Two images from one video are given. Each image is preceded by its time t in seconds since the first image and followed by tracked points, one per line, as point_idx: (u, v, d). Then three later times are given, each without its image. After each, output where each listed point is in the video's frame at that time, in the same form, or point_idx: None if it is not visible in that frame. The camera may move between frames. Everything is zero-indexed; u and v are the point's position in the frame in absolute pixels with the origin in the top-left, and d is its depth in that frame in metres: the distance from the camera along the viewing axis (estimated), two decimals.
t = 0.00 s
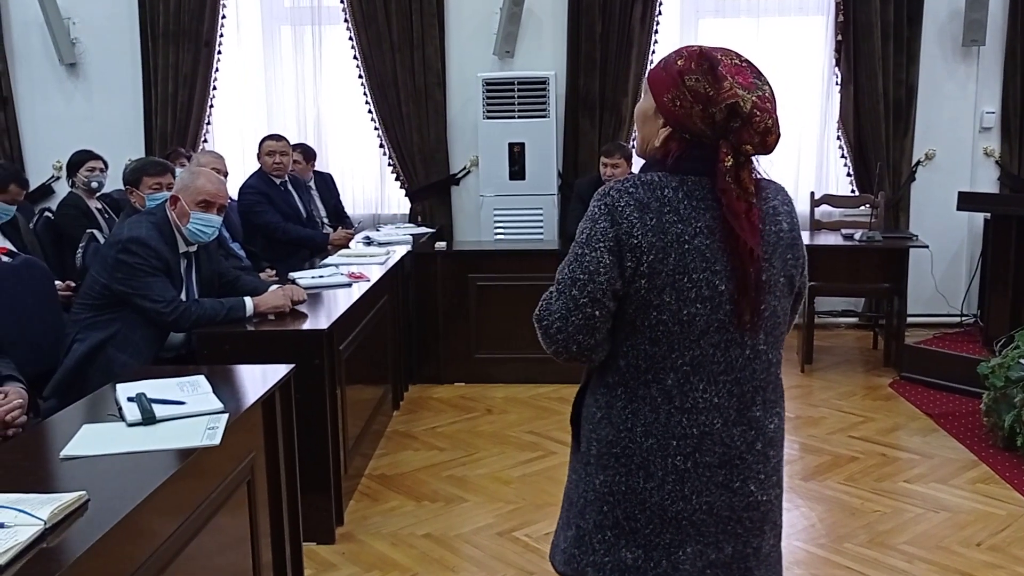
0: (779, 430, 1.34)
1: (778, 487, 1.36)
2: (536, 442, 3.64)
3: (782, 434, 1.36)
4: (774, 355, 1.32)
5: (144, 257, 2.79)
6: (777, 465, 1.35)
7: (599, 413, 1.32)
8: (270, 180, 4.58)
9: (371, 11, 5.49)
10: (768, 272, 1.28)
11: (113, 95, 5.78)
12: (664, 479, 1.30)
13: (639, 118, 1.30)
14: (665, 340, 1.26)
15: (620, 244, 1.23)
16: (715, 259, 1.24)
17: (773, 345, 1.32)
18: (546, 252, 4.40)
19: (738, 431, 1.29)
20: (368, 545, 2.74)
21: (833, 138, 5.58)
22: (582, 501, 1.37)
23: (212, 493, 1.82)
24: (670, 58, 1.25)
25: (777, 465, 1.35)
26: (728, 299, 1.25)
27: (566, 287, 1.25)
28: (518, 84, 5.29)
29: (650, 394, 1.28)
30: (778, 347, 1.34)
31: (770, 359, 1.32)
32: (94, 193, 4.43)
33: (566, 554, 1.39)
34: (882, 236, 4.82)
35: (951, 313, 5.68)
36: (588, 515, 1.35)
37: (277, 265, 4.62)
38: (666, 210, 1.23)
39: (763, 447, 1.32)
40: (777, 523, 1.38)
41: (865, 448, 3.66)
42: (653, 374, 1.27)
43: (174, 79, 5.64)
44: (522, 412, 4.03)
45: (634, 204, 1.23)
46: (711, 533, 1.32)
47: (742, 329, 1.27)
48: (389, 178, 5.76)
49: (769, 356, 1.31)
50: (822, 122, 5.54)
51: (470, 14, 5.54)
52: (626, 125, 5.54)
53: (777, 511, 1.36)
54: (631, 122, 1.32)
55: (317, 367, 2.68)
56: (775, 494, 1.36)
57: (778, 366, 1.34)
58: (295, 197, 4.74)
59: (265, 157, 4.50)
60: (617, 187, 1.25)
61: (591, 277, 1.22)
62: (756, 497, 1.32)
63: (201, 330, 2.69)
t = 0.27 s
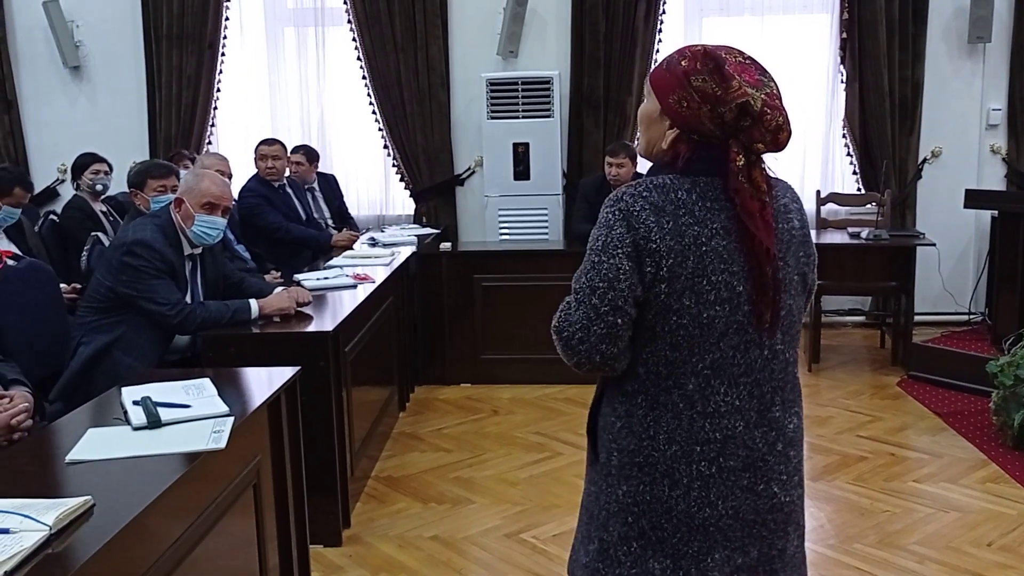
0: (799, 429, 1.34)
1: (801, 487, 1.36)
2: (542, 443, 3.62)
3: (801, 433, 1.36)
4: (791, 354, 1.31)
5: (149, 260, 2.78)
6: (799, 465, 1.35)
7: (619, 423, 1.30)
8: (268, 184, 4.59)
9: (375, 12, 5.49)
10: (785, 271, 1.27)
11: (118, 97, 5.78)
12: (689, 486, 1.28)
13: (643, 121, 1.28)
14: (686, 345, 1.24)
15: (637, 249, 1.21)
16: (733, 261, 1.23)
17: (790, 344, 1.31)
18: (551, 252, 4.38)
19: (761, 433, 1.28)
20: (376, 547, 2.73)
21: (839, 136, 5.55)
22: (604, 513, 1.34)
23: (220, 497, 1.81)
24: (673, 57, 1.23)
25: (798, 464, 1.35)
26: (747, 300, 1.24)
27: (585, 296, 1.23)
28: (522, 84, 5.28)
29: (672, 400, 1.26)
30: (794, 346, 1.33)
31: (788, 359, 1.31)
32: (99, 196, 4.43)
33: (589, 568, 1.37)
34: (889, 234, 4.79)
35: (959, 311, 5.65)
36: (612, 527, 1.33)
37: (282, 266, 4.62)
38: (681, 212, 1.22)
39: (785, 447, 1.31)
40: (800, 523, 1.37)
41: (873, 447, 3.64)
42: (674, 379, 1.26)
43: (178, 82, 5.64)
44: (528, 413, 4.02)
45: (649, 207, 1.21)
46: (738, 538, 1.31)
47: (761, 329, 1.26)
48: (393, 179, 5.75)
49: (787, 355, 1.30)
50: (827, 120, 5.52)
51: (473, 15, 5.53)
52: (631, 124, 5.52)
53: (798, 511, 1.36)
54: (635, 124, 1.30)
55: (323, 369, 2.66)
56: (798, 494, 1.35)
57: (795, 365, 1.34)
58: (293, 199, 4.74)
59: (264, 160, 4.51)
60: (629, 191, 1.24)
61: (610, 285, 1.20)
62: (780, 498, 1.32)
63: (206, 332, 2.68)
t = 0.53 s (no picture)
0: (809, 427, 1.33)
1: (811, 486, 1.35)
2: (547, 443, 3.61)
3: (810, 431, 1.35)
4: (800, 351, 1.30)
5: (152, 260, 2.77)
6: (809, 463, 1.34)
7: (629, 427, 1.29)
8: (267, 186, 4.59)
9: (378, 11, 5.48)
10: (793, 266, 1.26)
11: (121, 97, 5.77)
12: (702, 489, 1.27)
13: (645, 119, 1.26)
14: (697, 345, 1.22)
15: (643, 248, 1.19)
16: (743, 257, 1.21)
17: (799, 340, 1.30)
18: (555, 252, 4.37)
19: (773, 434, 1.27)
20: (380, 549, 2.72)
21: (844, 135, 5.53)
22: (616, 519, 1.33)
23: (223, 498, 1.80)
24: (673, 54, 1.21)
25: (808, 464, 1.34)
26: (756, 298, 1.22)
27: (590, 296, 1.21)
28: (526, 83, 5.27)
29: (683, 402, 1.25)
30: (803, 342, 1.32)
31: (797, 356, 1.30)
32: (102, 196, 4.43)
33: None
34: (895, 234, 4.76)
35: (965, 311, 5.63)
36: (624, 533, 1.32)
37: (285, 266, 4.61)
38: (688, 209, 1.20)
39: (797, 446, 1.30)
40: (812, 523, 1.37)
41: (880, 448, 3.62)
42: (685, 380, 1.24)
43: (181, 81, 5.63)
44: (533, 413, 4.00)
45: (655, 205, 1.19)
46: (752, 541, 1.30)
47: (771, 326, 1.24)
48: (397, 179, 5.73)
49: (796, 352, 1.29)
50: (832, 119, 5.50)
51: (477, 14, 5.52)
52: (635, 123, 5.50)
53: (809, 512, 1.36)
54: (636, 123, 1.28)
55: (326, 369, 2.65)
56: (809, 495, 1.35)
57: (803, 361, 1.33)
58: (292, 200, 4.74)
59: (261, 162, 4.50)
60: (633, 189, 1.22)
61: (617, 284, 1.19)
62: (792, 498, 1.31)
63: (209, 333, 2.67)
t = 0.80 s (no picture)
0: (791, 431, 1.32)
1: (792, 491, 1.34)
2: (548, 444, 3.60)
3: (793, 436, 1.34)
4: (783, 354, 1.29)
5: (152, 260, 2.76)
6: (790, 468, 1.33)
7: (608, 427, 1.28)
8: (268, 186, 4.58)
9: (379, 11, 5.47)
10: (776, 268, 1.25)
11: (121, 98, 5.77)
12: (679, 492, 1.26)
13: (631, 114, 1.25)
14: (676, 346, 1.21)
15: (621, 247, 1.18)
16: (724, 259, 1.20)
17: (782, 343, 1.29)
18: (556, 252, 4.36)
19: (752, 437, 1.26)
20: (380, 550, 2.71)
21: (845, 134, 5.52)
22: (593, 520, 1.33)
23: (223, 499, 1.79)
24: (662, 48, 1.20)
25: (788, 468, 1.33)
26: (737, 299, 1.21)
27: (565, 294, 1.20)
28: (527, 83, 5.26)
29: (661, 403, 1.24)
30: (787, 345, 1.31)
31: (780, 359, 1.28)
32: (102, 196, 4.42)
33: None
34: (896, 234, 4.73)
35: (967, 311, 5.61)
36: (600, 534, 1.32)
37: (286, 266, 4.61)
38: (668, 209, 1.19)
39: (777, 451, 1.29)
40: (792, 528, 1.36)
41: (882, 448, 3.61)
42: (664, 382, 1.23)
43: (182, 82, 5.63)
44: (534, 414, 3.99)
45: (634, 204, 1.18)
46: (729, 545, 1.29)
47: (753, 328, 1.23)
48: (397, 179, 5.72)
49: (779, 355, 1.28)
50: (834, 118, 5.48)
51: (478, 13, 5.51)
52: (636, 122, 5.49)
53: (789, 516, 1.35)
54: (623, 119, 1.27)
55: (326, 370, 2.64)
56: (788, 499, 1.34)
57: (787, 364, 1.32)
58: (293, 200, 4.73)
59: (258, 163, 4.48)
60: (614, 186, 1.21)
61: (592, 283, 1.18)
62: (771, 503, 1.30)
63: (209, 333, 2.66)
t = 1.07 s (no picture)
0: (767, 437, 1.29)
1: (771, 500, 1.32)
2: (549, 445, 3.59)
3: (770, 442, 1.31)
4: (755, 358, 1.27)
5: (151, 262, 2.75)
6: (768, 476, 1.31)
7: (574, 433, 1.28)
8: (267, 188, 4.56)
9: (378, 11, 5.46)
10: (744, 271, 1.23)
11: (120, 100, 5.75)
12: (646, 500, 1.25)
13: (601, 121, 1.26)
14: (638, 350, 1.20)
15: (580, 248, 1.18)
16: (686, 261, 1.19)
17: (755, 346, 1.26)
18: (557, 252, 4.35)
19: (724, 444, 1.24)
20: (382, 552, 2.70)
21: (846, 133, 5.50)
22: (562, 529, 1.32)
23: (224, 502, 1.78)
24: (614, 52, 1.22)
25: (767, 478, 1.30)
26: (702, 301, 1.20)
27: (526, 298, 1.20)
28: (526, 83, 5.25)
29: (626, 409, 1.23)
30: (760, 349, 1.28)
31: (753, 364, 1.26)
32: (101, 198, 4.41)
33: None
34: (897, 233, 4.73)
35: (969, 310, 5.60)
36: (569, 544, 1.31)
37: (286, 268, 4.60)
38: (627, 210, 1.18)
39: (751, 459, 1.27)
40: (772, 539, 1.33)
41: (884, 448, 3.60)
42: (628, 387, 1.22)
43: (181, 83, 5.62)
44: (535, 414, 3.98)
45: (593, 206, 1.18)
46: (700, 556, 1.27)
47: (720, 332, 1.22)
48: (397, 179, 5.71)
49: (751, 360, 1.26)
50: (834, 118, 5.47)
51: (477, 13, 5.50)
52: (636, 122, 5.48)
53: (771, 527, 1.32)
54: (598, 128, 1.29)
55: (326, 372, 2.63)
56: (768, 509, 1.31)
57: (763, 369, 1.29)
58: (293, 202, 4.71)
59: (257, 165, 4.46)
60: (573, 188, 1.20)
61: (551, 286, 1.18)
62: (746, 512, 1.28)
63: (209, 335, 2.65)
